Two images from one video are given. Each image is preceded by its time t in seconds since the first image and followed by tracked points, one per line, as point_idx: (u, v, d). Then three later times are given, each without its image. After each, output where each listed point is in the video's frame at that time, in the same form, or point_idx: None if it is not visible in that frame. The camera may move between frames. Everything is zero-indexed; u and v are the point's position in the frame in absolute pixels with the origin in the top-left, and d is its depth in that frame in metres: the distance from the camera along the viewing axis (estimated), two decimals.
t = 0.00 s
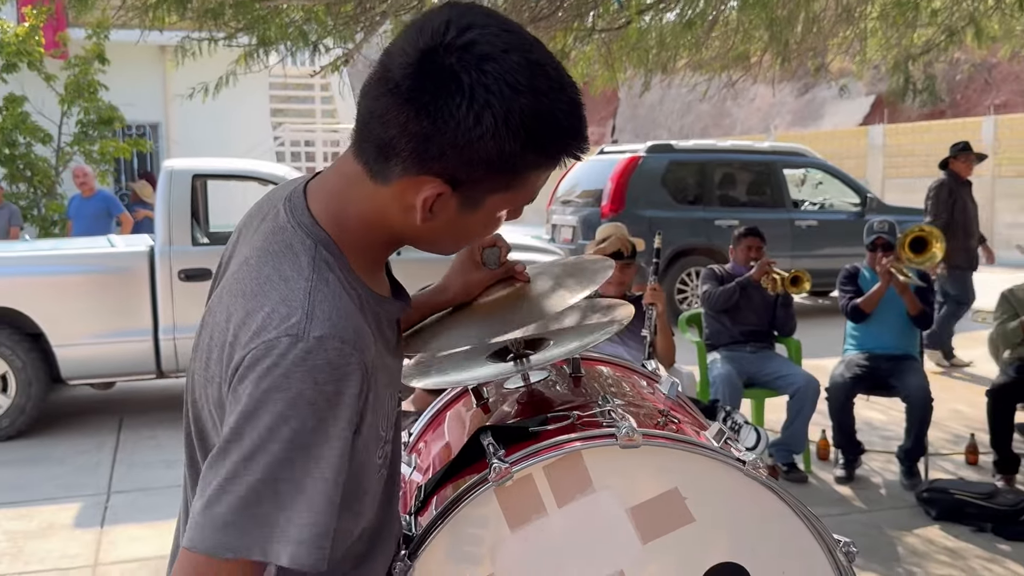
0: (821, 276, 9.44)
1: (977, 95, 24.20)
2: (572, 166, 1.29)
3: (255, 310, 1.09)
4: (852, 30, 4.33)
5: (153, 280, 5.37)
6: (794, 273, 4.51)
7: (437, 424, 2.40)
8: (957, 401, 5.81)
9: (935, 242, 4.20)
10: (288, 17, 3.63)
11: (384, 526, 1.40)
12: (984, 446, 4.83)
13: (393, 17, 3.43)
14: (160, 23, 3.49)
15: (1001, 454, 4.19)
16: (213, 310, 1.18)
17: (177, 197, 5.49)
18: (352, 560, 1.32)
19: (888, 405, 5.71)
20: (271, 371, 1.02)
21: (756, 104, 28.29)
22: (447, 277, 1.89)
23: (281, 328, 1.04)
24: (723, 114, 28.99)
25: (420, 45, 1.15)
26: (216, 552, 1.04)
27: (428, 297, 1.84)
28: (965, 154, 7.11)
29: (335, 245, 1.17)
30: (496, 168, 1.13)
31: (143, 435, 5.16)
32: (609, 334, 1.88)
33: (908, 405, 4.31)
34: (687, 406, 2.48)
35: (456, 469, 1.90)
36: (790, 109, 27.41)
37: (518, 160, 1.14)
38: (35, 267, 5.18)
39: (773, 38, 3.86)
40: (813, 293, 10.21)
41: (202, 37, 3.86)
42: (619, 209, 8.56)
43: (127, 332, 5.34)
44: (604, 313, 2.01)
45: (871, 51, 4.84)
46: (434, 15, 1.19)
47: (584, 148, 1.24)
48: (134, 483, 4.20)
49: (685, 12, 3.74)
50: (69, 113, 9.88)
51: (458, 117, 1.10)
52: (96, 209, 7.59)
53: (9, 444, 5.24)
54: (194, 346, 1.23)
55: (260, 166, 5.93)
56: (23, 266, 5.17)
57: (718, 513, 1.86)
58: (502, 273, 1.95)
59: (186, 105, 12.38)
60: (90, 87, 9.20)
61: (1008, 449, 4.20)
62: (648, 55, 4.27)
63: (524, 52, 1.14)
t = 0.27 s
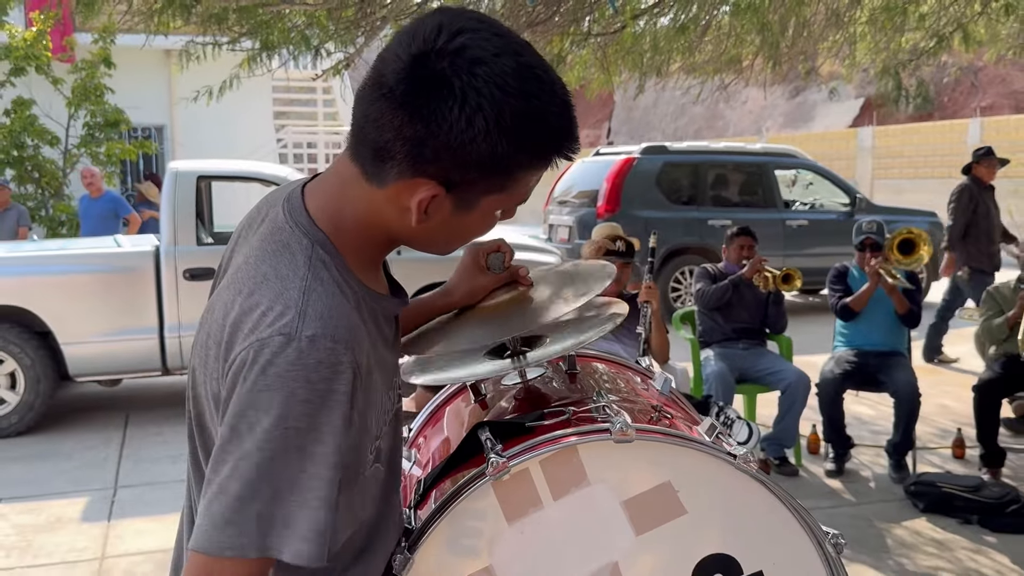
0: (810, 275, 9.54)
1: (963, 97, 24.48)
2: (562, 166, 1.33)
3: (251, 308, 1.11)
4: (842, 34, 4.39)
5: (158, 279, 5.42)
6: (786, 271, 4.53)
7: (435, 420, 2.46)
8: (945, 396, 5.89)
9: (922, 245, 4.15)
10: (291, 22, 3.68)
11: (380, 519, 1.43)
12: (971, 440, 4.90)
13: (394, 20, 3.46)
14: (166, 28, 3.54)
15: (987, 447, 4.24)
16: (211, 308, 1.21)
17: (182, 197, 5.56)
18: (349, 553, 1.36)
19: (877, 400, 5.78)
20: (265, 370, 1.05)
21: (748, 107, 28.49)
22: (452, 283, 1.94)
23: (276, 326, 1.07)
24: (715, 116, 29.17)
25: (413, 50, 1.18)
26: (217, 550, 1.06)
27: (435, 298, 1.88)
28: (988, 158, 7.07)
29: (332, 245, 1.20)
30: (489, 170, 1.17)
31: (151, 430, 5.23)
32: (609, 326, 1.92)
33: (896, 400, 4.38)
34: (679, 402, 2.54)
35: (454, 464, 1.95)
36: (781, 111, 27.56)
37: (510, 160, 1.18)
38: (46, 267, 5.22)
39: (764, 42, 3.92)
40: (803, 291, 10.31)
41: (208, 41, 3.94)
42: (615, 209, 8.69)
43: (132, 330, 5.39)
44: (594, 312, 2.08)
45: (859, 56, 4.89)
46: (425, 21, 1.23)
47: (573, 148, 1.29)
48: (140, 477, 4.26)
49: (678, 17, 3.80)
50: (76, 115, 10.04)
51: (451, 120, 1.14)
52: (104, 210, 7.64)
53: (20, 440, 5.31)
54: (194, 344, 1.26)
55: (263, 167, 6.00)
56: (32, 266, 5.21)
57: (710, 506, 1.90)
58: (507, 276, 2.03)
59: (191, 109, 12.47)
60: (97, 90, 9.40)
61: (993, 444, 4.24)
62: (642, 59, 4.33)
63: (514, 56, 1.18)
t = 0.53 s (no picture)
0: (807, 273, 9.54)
1: (957, 96, 24.47)
2: (555, 154, 1.35)
3: (250, 311, 1.11)
4: (838, 33, 4.39)
5: (157, 278, 5.43)
6: (782, 269, 4.58)
7: (434, 417, 2.48)
8: (941, 393, 5.90)
9: (918, 238, 4.26)
10: (287, 20, 3.71)
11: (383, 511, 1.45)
12: (965, 437, 4.92)
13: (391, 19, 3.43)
14: (165, 26, 3.56)
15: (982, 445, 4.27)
16: (206, 309, 1.20)
17: (181, 195, 5.57)
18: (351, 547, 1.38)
19: (873, 397, 5.80)
20: (269, 377, 1.05)
21: (743, 106, 28.56)
22: (460, 309, 1.97)
23: (279, 330, 1.07)
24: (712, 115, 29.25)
25: (404, 42, 1.19)
26: (226, 554, 1.07)
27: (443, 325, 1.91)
28: None
29: (329, 244, 1.21)
30: (484, 160, 1.18)
31: (148, 428, 5.24)
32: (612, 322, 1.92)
33: (891, 397, 4.39)
34: (676, 398, 2.55)
35: (452, 459, 1.96)
36: (776, 110, 27.63)
37: (504, 150, 1.19)
38: (46, 265, 5.25)
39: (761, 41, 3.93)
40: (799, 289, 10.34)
41: (207, 41, 3.94)
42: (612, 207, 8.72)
43: (132, 329, 5.40)
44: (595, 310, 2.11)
45: (855, 54, 4.90)
46: (412, 13, 1.23)
47: (564, 135, 1.31)
48: (138, 476, 4.26)
49: (674, 16, 3.82)
50: (74, 114, 10.08)
51: (444, 110, 1.15)
52: (102, 209, 7.64)
53: (18, 438, 5.31)
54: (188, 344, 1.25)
55: (262, 166, 6.02)
56: (33, 264, 5.23)
57: (707, 501, 1.90)
58: (513, 304, 2.07)
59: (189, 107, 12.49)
60: (94, 89, 9.57)
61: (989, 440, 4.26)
62: (639, 57, 4.33)
63: (503, 44, 1.20)
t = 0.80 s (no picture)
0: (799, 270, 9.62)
1: (945, 97, 24.64)
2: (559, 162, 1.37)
3: (257, 301, 1.15)
4: (828, 34, 4.49)
5: (162, 275, 5.50)
6: (773, 265, 4.65)
7: (433, 410, 2.54)
8: (928, 386, 5.99)
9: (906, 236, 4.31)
10: (290, 23, 3.75)
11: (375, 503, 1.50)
12: (951, 428, 5.00)
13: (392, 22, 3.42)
14: (170, 29, 3.63)
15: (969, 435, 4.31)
16: (218, 302, 1.25)
17: (186, 195, 5.61)
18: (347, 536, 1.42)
19: (861, 390, 5.89)
20: (271, 359, 1.08)
21: (735, 107, 28.80)
22: (451, 278, 1.99)
23: (283, 317, 1.11)
24: (705, 116, 29.44)
25: (416, 49, 1.21)
26: (223, 532, 1.09)
27: (434, 294, 1.93)
28: None
29: (334, 239, 1.25)
30: (492, 166, 1.21)
31: (154, 422, 5.31)
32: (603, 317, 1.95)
33: (879, 389, 4.47)
34: (669, 392, 2.61)
35: (451, 451, 2.02)
36: (768, 110, 27.73)
37: (512, 156, 1.21)
38: (54, 262, 5.30)
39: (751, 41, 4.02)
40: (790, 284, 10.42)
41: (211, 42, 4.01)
42: (607, 206, 8.81)
43: (139, 324, 5.46)
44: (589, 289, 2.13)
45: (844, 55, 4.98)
46: (426, 21, 1.26)
47: (571, 144, 1.33)
48: (147, 467, 4.33)
49: (668, 18, 3.89)
50: (81, 114, 10.17)
51: (456, 116, 1.17)
52: (110, 208, 7.75)
53: (28, 431, 5.37)
54: (200, 338, 1.30)
55: (264, 165, 6.09)
56: (42, 261, 5.29)
57: (699, 492, 1.93)
58: (505, 273, 2.05)
59: (193, 107, 12.56)
60: (102, 90, 9.52)
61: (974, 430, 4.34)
62: (634, 59, 4.41)
63: (514, 53, 1.22)
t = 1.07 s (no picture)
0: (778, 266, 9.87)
1: (916, 103, 25.09)
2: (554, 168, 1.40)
3: (262, 294, 1.14)
4: (807, 44, 4.77)
5: (180, 271, 5.66)
6: (755, 261, 4.84)
7: (434, 398, 2.71)
8: (901, 374, 6.19)
9: (880, 231, 4.52)
10: (301, 33, 3.98)
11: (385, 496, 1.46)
12: (923, 414, 5.19)
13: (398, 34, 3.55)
14: (186, 39, 3.82)
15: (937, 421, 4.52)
16: (228, 297, 1.24)
17: (200, 197, 5.74)
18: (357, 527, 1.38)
19: (838, 378, 6.09)
20: (276, 351, 1.07)
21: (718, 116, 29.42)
22: (454, 284, 2.10)
23: (288, 309, 1.10)
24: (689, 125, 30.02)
25: (423, 59, 1.24)
26: (235, 518, 1.09)
27: (440, 298, 2.04)
28: None
29: (341, 238, 1.24)
30: (493, 172, 1.23)
31: (175, 409, 5.51)
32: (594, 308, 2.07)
33: (855, 378, 4.65)
34: (657, 380, 2.81)
35: (451, 438, 2.14)
36: (748, 118, 28.16)
37: (512, 162, 1.24)
38: (78, 260, 5.46)
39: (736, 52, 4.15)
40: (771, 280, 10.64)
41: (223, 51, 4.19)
42: (600, 206, 8.99)
43: (158, 318, 5.63)
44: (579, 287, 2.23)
45: (823, 63, 5.22)
46: (431, 33, 1.28)
47: (565, 152, 1.36)
48: (165, 452, 4.51)
49: (656, 29, 4.05)
50: (104, 120, 10.62)
51: (459, 123, 1.19)
52: (131, 208, 7.97)
53: (55, 419, 5.58)
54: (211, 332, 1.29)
55: (275, 168, 6.22)
56: (68, 258, 5.46)
57: (685, 475, 2.04)
58: (506, 277, 2.21)
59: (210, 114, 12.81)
60: (122, 97, 10.03)
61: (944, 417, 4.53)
62: (624, 67, 4.56)
63: (515, 65, 1.24)
